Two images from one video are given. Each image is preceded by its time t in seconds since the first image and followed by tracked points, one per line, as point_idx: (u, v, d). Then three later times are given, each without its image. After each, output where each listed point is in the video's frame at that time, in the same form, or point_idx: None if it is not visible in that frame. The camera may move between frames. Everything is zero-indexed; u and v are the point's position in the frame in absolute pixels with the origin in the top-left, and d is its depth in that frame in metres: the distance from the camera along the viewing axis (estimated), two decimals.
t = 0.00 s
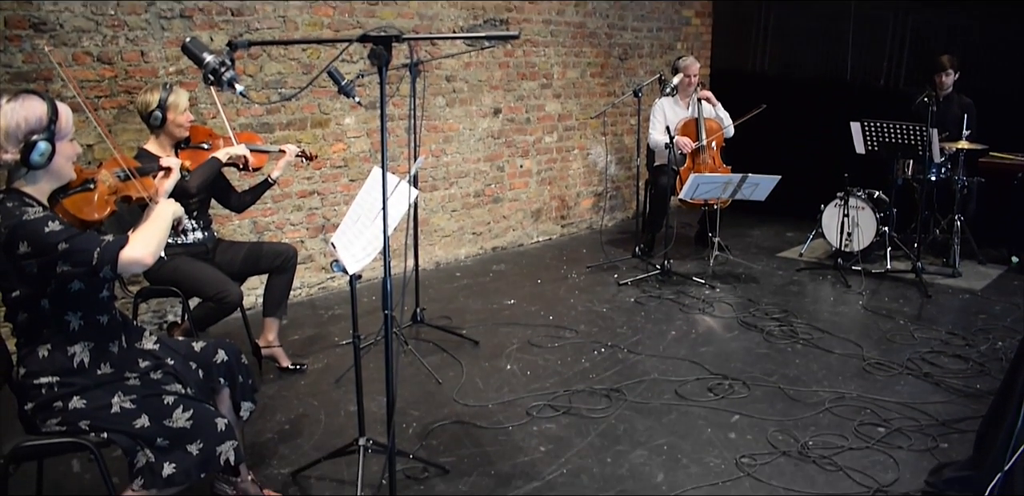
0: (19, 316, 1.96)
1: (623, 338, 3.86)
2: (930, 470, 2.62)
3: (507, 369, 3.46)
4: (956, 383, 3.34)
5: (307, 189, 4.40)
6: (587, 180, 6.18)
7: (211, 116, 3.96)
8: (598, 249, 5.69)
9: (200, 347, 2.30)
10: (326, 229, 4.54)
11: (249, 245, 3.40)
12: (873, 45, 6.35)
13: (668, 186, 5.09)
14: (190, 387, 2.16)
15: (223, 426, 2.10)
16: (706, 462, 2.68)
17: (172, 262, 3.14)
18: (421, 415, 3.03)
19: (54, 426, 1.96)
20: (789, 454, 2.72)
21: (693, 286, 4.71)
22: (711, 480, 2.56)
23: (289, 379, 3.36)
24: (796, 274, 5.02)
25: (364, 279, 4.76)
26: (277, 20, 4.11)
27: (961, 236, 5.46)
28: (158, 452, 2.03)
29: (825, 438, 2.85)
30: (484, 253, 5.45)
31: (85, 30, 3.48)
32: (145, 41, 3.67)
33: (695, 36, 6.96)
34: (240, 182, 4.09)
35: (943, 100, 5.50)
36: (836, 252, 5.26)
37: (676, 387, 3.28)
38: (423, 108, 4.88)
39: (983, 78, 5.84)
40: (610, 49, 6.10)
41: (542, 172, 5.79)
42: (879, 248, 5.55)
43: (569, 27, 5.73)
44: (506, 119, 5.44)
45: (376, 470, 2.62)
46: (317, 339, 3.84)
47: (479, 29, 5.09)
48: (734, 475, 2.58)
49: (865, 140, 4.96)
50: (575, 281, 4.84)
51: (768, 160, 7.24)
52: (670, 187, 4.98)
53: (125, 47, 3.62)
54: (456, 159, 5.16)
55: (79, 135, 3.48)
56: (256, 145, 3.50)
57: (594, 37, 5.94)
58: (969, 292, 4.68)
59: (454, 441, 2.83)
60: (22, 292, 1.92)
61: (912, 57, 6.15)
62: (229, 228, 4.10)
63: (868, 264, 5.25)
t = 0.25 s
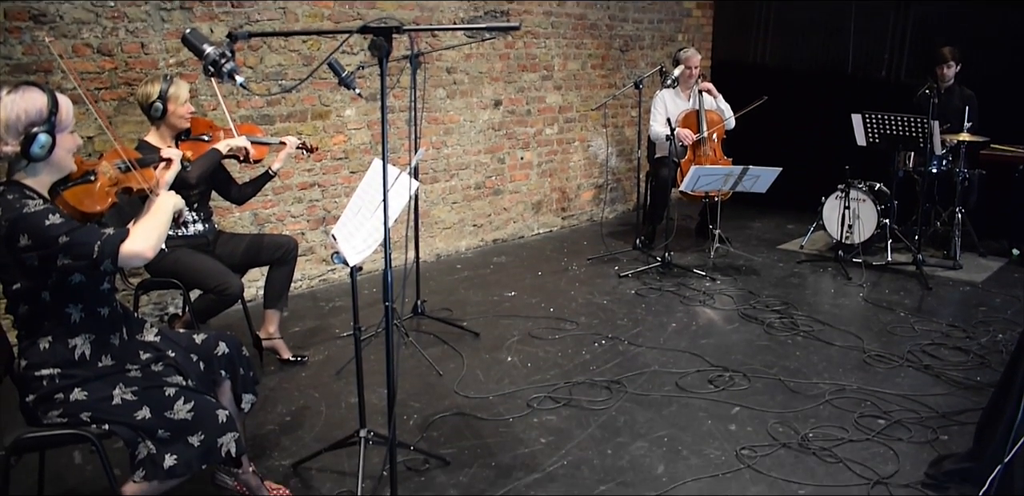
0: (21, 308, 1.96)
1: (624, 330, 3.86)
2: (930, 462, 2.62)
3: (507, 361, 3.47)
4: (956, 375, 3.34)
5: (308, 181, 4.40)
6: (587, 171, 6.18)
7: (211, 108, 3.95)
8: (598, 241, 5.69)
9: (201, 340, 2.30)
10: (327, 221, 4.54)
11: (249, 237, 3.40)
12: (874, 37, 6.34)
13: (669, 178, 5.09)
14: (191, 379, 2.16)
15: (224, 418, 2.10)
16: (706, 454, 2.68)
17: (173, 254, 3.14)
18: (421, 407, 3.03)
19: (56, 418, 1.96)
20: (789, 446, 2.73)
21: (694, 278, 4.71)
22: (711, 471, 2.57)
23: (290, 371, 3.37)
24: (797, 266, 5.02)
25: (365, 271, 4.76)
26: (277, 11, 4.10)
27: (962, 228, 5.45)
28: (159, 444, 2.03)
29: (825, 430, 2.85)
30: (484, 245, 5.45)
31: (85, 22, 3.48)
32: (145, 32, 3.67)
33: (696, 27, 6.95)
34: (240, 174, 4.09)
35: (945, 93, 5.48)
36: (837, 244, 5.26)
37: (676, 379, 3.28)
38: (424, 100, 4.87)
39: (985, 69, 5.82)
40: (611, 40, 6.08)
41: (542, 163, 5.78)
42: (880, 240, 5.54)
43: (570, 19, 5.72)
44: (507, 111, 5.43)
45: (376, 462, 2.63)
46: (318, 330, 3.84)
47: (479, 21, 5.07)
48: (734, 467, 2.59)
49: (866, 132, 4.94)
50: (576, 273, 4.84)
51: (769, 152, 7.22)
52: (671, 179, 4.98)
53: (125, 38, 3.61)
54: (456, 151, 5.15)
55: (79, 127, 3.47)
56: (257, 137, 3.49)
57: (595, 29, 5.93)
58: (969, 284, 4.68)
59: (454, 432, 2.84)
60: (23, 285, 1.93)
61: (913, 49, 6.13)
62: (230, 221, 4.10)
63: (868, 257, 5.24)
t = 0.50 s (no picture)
0: (20, 301, 1.96)
1: (624, 324, 3.86)
2: (929, 456, 2.63)
3: (507, 355, 3.47)
4: (956, 369, 3.34)
5: (308, 174, 4.40)
6: (588, 165, 6.17)
7: (211, 101, 3.95)
8: (598, 235, 5.68)
9: (200, 332, 2.31)
10: (327, 215, 4.54)
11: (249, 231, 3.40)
12: (875, 30, 6.32)
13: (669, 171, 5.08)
14: (190, 372, 2.16)
15: (225, 411, 2.11)
16: (706, 447, 2.68)
17: (173, 248, 3.14)
18: (422, 400, 3.04)
19: (56, 411, 1.97)
20: (789, 439, 2.73)
21: (694, 272, 4.71)
22: (711, 465, 2.57)
23: (290, 364, 3.37)
24: (797, 260, 5.02)
25: (364, 265, 4.76)
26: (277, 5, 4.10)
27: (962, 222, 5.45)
28: (160, 437, 2.03)
29: (825, 423, 2.85)
30: (484, 239, 5.45)
31: (84, 15, 3.47)
32: (144, 25, 3.66)
33: (697, 21, 6.93)
34: (240, 167, 4.09)
35: (945, 86, 5.47)
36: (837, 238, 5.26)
37: (676, 372, 3.29)
38: (424, 93, 4.87)
39: (987, 63, 5.80)
40: (611, 34, 6.07)
41: (542, 157, 5.77)
42: (880, 234, 5.54)
43: (570, 12, 5.71)
44: (507, 105, 5.42)
45: (376, 455, 2.63)
46: (318, 324, 3.84)
47: (479, 14, 5.06)
48: (734, 460, 2.59)
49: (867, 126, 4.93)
50: (576, 267, 4.84)
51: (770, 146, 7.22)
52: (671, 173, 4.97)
53: (124, 31, 3.60)
54: (456, 144, 5.15)
55: (79, 120, 3.47)
56: (258, 130, 3.48)
57: (595, 22, 5.92)
58: (969, 278, 4.68)
59: (454, 426, 2.84)
60: (23, 279, 1.93)
61: (914, 43, 6.12)
62: (230, 214, 4.10)
63: (868, 251, 5.24)
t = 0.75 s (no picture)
0: (20, 296, 1.95)
1: (623, 318, 3.87)
2: (928, 450, 2.63)
3: (507, 349, 3.48)
4: (956, 364, 3.34)
5: (308, 169, 4.40)
6: (588, 159, 6.17)
7: (211, 96, 3.94)
8: (598, 229, 5.68)
9: (200, 327, 2.30)
10: (327, 210, 4.54)
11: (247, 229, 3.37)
12: (876, 25, 6.31)
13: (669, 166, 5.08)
14: (190, 367, 2.17)
15: (225, 406, 2.12)
16: (706, 442, 2.69)
17: (173, 242, 3.14)
18: (422, 395, 3.04)
19: (56, 406, 1.96)
20: (789, 434, 2.74)
21: (694, 267, 4.72)
22: (711, 459, 2.58)
23: (290, 359, 3.37)
24: (797, 255, 5.02)
25: (365, 259, 4.77)
26: None
27: (962, 217, 5.45)
28: (160, 432, 2.04)
29: (825, 418, 2.86)
30: (484, 233, 5.45)
31: (83, 9, 3.46)
32: (144, 20, 3.65)
33: (697, 15, 6.92)
34: (240, 162, 4.09)
35: (946, 81, 5.47)
36: (837, 233, 5.26)
37: (676, 367, 3.29)
38: (424, 88, 4.86)
39: (987, 58, 5.80)
40: (612, 28, 6.06)
41: (542, 151, 5.77)
42: (880, 229, 5.54)
43: (570, 6, 5.70)
44: (507, 99, 5.42)
45: (376, 450, 2.64)
46: (318, 319, 3.85)
47: (479, 8, 5.05)
48: (734, 455, 2.60)
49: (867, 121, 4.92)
50: (576, 261, 4.84)
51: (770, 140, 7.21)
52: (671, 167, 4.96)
53: (123, 26, 3.59)
54: (456, 139, 5.14)
55: (78, 115, 3.46)
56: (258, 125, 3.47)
57: (595, 16, 5.91)
58: (969, 273, 4.69)
59: (455, 420, 2.85)
60: (22, 272, 1.92)
61: (915, 38, 6.11)
62: (230, 209, 4.09)
63: (869, 245, 5.24)
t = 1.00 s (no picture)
0: (20, 290, 1.95)
1: (624, 314, 3.87)
2: (928, 446, 2.63)
3: (508, 345, 3.48)
4: (956, 359, 3.35)
5: (308, 165, 4.39)
6: (588, 155, 6.16)
7: (211, 92, 3.94)
8: (598, 225, 5.68)
9: (200, 322, 2.31)
10: (327, 205, 4.54)
11: (248, 225, 3.38)
12: (878, 20, 6.30)
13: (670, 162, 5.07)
14: (190, 362, 2.16)
15: (225, 402, 2.11)
16: (706, 437, 2.69)
17: (173, 238, 3.14)
18: (422, 390, 3.04)
19: (56, 401, 1.97)
20: (789, 430, 2.74)
21: (694, 262, 4.72)
22: (711, 455, 2.58)
23: (291, 355, 3.37)
24: (797, 250, 5.02)
25: (365, 255, 4.77)
26: None
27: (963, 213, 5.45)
28: (160, 427, 2.05)
29: (824, 413, 2.86)
30: (485, 229, 5.45)
31: (83, 5, 3.46)
32: (144, 15, 3.65)
33: (697, 10, 6.90)
34: (240, 159, 4.08)
35: (947, 77, 5.46)
36: (837, 229, 5.25)
37: (676, 362, 3.29)
38: (424, 83, 4.85)
39: (989, 53, 5.79)
40: (612, 23, 6.05)
41: (542, 147, 5.76)
42: (880, 225, 5.54)
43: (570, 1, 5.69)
44: (507, 94, 5.41)
45: (377, 445, 2.64)
46: (318, 314, 3.85)
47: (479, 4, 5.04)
48: (734, 450, 2.60)
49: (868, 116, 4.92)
50: (576, 257, 4.84)
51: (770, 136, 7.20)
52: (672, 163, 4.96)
53: (123, 21, 3.59)
54: (456, 134, 5.14)
55: (78, 110, 3.46)
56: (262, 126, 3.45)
57: (596, 12, 5.90)
58: (970, 268, 4.69)
59: (455, 415, 2.85)
60: (21, 265, 1.92)
61: (916, 33, 6.10)
62: (230, 205, 4.09)
63: (869, 241, 5.24)
